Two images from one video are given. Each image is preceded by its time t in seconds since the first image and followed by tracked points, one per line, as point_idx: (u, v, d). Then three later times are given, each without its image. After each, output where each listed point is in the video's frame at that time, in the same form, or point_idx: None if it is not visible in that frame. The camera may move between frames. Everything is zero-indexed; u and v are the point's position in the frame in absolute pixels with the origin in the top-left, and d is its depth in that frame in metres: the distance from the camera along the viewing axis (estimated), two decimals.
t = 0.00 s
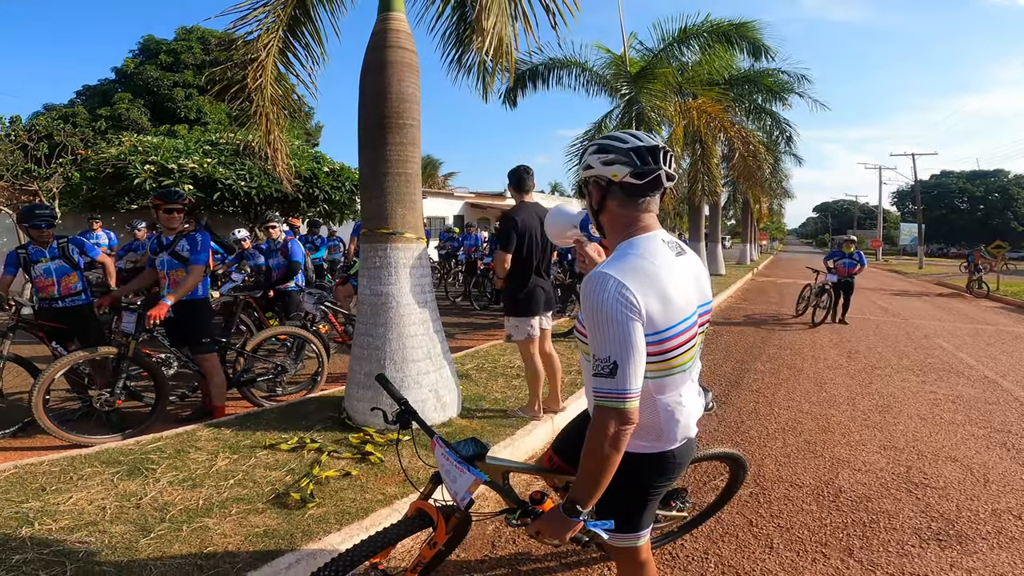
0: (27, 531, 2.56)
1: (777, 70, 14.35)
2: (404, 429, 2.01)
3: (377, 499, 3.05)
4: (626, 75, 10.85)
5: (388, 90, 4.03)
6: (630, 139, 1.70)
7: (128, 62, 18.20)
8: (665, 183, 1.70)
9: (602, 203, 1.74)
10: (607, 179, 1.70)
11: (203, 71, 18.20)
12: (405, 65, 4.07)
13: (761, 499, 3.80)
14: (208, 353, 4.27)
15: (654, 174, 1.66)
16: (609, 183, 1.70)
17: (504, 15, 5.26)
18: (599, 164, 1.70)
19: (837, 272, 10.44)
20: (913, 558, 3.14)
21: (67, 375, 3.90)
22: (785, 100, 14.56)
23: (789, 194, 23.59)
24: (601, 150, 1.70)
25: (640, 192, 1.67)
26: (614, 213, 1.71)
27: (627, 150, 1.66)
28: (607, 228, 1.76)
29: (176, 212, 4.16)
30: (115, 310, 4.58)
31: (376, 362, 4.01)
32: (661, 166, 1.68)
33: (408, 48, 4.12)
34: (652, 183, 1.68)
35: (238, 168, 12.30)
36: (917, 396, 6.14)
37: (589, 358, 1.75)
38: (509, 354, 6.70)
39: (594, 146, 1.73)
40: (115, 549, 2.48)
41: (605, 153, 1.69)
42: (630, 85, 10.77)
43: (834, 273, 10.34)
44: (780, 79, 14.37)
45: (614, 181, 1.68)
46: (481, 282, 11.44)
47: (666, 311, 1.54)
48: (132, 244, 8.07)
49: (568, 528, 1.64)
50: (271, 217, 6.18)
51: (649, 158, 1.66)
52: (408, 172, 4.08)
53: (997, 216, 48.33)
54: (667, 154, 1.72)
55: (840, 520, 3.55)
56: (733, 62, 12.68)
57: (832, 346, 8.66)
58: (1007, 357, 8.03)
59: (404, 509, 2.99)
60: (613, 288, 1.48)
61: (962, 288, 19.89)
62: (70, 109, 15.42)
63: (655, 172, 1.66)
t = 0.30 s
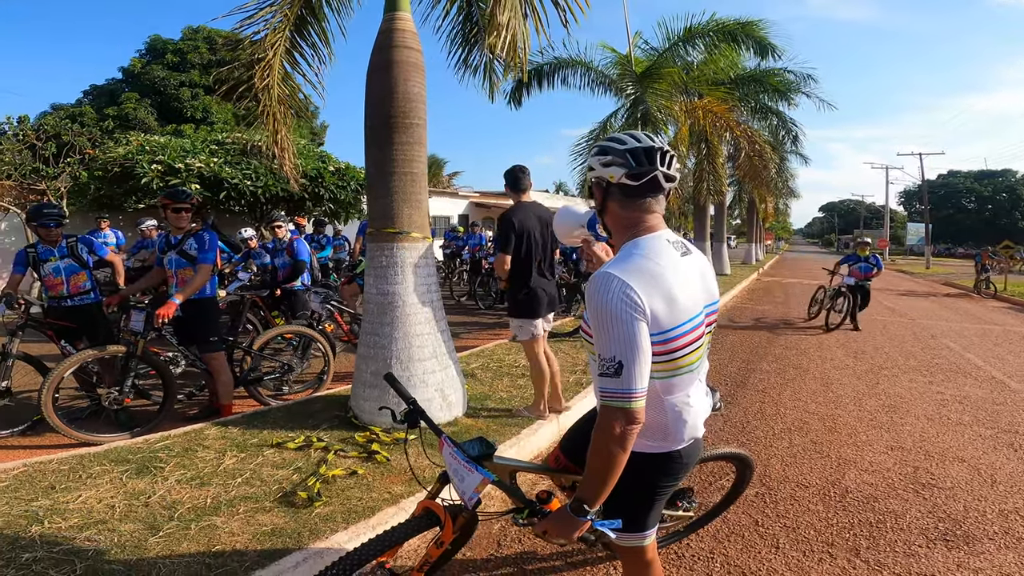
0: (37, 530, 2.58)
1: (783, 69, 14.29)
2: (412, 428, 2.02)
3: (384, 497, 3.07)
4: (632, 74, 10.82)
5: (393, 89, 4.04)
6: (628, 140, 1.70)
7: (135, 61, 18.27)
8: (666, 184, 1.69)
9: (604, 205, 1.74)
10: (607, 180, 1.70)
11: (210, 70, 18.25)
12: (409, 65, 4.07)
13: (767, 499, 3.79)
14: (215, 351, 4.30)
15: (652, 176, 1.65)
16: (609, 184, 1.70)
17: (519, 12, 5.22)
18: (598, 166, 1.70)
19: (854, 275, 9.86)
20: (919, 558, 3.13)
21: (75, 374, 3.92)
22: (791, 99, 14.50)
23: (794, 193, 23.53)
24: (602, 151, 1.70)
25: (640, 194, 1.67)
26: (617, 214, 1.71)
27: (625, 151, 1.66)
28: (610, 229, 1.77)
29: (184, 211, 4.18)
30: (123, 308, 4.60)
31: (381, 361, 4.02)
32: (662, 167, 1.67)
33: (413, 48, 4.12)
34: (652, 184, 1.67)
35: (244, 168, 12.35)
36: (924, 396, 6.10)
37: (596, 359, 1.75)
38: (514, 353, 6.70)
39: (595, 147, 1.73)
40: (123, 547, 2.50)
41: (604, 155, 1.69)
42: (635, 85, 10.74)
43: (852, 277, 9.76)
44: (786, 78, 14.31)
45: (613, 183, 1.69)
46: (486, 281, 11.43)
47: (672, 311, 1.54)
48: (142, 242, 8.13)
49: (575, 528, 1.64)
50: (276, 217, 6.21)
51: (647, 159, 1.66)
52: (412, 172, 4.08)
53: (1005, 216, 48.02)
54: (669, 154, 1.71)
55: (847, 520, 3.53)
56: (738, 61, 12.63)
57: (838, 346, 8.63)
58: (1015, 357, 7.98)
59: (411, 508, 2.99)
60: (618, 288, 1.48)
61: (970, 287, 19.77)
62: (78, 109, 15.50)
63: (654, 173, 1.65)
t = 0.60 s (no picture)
0: (50, 528, 2.60)
1: (791, 68, 14.22)
2: (424, 427, 2.02)
3: (393, 496, 3.07)
4: (639, 74, 10.78)
5: (402, 89, 4.04)
6: (640, 139, 1.69)
7: (144, 61, 18.37)
8: (678, 184, 1.69)
9: (616, 204, 1.74)
10: (618, 180, 1.70)
11: (218, 70, 18.33)
12: (418, 65, 4.07)
13: (776, 499, 3.77)
14: (225, 350, 4.32)
15: (664, 175, 1.65)
16: (621, 184, 1.70)
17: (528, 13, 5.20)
18: (610, 166, 1.70)
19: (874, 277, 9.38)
20: (930, 558, 3.11)
21: (87, 373, 3.95)
22: (799, 99, 14.42)
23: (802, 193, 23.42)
24: (613, 151, 1.70)
25: (652, 193, 1.66)
26: (628, 214, 1.71)
27: (637, 151, 1.66)
28: (622, 228, 1.76)
29: (195, 211, 4.20)
30: (134, 307, 4.64)
31: (390, 360, 4.03)
32: (674, 166, 1.67)
33: (421, 48, 4.12)
34: (663, 184, 1.66)
35: (252, 167, 12.40)
36: (934, 397, 6.06)
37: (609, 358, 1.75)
38: (521, 353, 6.69)
39: (607, 148, 1.73)
40: (136, 545, 2.52)
41: (615, 154, 1.69)
42: (642, 84, 10.73)
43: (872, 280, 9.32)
44: (794, 78, 14.23)
45: (625, 183, 1.69)
46: (493, 280, 11.43)
47: (685, 310, 1.53)
48: (154, 241, 8.20)
49: (587, 527, 1.63)
50: (285, 217, 6.22)
51: (657, 159, 1.65)
52: (420, 172, 4.08)
53: (1015, 215, 47.60)
54: (680, 153, 1.70)
55: (856, 520, 3.51)
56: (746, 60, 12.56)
57: (847, 346, 8.57)
58: None
59: (420, 507, 3.00)
60: (631, 287, 1.48)
61: (979, 287, 19.63)
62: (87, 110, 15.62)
63: (665, 172, 1.65)
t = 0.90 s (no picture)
0: (65, 527, 2.62)
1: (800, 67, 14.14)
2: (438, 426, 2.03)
3: (404, 495, 3.08)
4: (647, 74, 10.74)
5: (412, 89, 4.05)
6: (658, 139, 1.69)
7: (154, 62, 18.49)
8: (696, 183, 1.69)
9: (633, 204, 1.73)
10: (636, 180, 1.69)
11: (226, 71, 18.42)
12: (428, 65, 4.08)
13: (787, 499, 3.75)
14: (236, 350, 4.35)
15: (682, 174, 1.64)
16: (639, 184, 1.69)
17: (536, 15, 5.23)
18: (628, 165, 1.70)
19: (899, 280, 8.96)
20: (942, 558, 3.09)
21: (101, 371, 3.98)
22: (808, 98, 14.33)
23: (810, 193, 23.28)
24: (631, 150, 1.70)
25: (670, 193, 1.66)
26: (646, 213, 1.71)
27: (655, 150, 1.65)
28: (639, 228, 1.76)
29: (207, 210, 4.23)
30: (147, 306, 4.67)
31: (400, 359, 4.04)
32: (692, 166, 1.66)
33: (431, 48, 4.13)
34: (681, 184, 1.66)
35: (261, 167, 12.47)
36: (946, 397, 6.01)
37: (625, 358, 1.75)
38: (529, 352, 6.68)
39: (624, 147, 1.73)
40: (150, 543, 2.54)
41: (633, 154, 1.69)
42: (650, 84, 10.63)
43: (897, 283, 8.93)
44: (803, 77, 14.16)
45: (642, 182, 1.68)
46: (500, 280, 11.44)
47: (702, 309, 1.53)
48: (166, 241, 8.27)
49: (602, 525, 1.63)
50: (296, 216, 6.25)
51: (677, 158, 1.65)
52: (431, 171, 4.09)
53: None
54: (698, 153, 1.70)
55: (867, 520, 3.49)
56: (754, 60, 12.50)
57: (857, 346, 8.51)
58: None
59: (431, 506, 3.01)
60: (649, 286, 1.48)
61: (991, 288, 19.44)
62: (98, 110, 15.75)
63: (684, 172, 1.64)
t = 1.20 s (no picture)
0: (80, 525, 2.65)
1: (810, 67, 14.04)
2: (453, 425, 2.04)
3: (416, 494, 3.09)
4: (655, 74, 10.68)
5: (424, 89, 4.06)
6: (679, 140, 1.69)
7: (165, 62, 18.61)
8: (716, 184, 1.69)
9: (651, 204, 1.73)
10: (657, 180, 1.69)
11: (236, 71, 18.52)
12: (439, 65, 4.09)
13: (798, 499, 3.73)
14: (249, 349, 4.38)
15: (705, 175, 1.64)
16: (659, 184, 1.69)
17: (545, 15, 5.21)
18: (648, 166, 1.69)
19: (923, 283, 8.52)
20: (955, 559, 3.07)
21: (116, 370, 4.02)
22: (818, 98, 14.23)
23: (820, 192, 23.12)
24: (651, 150, 1.69)
25: (691, 193, 1.66)
26: (664, 214, 1.71)
27: (677, 151, 1.65)
28: (657, 229, 1.76)
29: (221, 210, 4.26)
30: (161, 305, 4.71)
31: (411, 358, 4.06)
32: (713, 167, 1.66)
33: (442, 48, 4.14)
34: (702, 184, 1.66)
35: (271, 167, 12.54)
36: (958, 399, 5.95)
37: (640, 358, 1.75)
38: (538, 352, 6.68)
39: (643, 147, 1.73)
40: (166, 542, 2.56)
41: (653, 154, 1.69)
42: (659, 84, 10.57)
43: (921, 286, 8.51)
44: (812, 77, 14.07)
45: (664, 182, 1.68)
46: (508, 280, 11.45)
47: (719, 310, 1.54)
48: (178, 241, 8.33)
49: (616, 523, 1.63)
50: (306, 216, 6.27)
51: (699, 159, 1.65)
52: (442, 171, 4.10)
53: None
54: (719, 154, 1.70)
55: (879, 520, 3.47)
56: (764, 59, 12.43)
57: (868, 347, 8.44)
58: None
59: (442, 505, 3.01)
60: (666, 286, 1.48)
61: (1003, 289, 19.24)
62: (110, 110, 15.89)
63: (705, 173, 1.64)
